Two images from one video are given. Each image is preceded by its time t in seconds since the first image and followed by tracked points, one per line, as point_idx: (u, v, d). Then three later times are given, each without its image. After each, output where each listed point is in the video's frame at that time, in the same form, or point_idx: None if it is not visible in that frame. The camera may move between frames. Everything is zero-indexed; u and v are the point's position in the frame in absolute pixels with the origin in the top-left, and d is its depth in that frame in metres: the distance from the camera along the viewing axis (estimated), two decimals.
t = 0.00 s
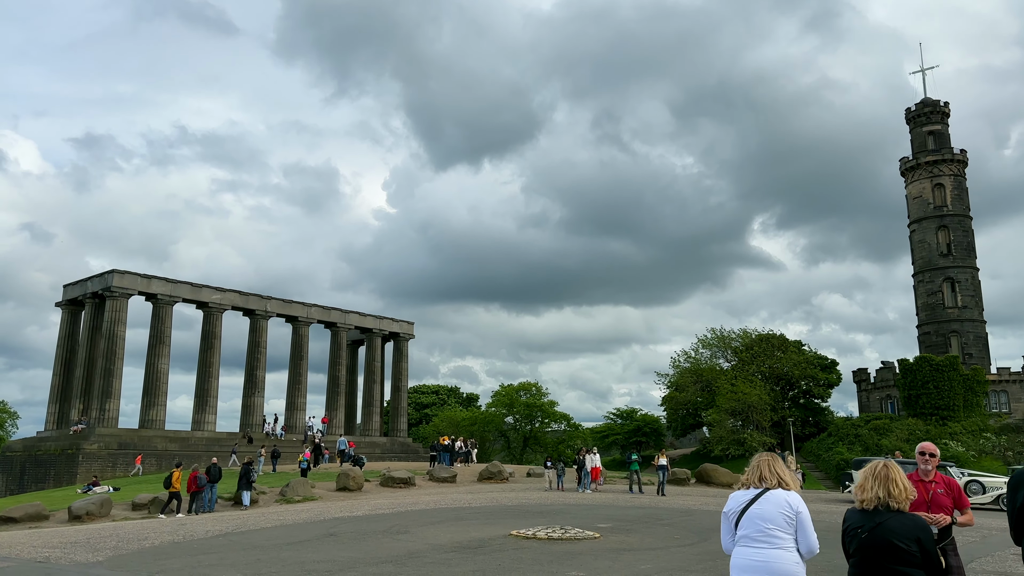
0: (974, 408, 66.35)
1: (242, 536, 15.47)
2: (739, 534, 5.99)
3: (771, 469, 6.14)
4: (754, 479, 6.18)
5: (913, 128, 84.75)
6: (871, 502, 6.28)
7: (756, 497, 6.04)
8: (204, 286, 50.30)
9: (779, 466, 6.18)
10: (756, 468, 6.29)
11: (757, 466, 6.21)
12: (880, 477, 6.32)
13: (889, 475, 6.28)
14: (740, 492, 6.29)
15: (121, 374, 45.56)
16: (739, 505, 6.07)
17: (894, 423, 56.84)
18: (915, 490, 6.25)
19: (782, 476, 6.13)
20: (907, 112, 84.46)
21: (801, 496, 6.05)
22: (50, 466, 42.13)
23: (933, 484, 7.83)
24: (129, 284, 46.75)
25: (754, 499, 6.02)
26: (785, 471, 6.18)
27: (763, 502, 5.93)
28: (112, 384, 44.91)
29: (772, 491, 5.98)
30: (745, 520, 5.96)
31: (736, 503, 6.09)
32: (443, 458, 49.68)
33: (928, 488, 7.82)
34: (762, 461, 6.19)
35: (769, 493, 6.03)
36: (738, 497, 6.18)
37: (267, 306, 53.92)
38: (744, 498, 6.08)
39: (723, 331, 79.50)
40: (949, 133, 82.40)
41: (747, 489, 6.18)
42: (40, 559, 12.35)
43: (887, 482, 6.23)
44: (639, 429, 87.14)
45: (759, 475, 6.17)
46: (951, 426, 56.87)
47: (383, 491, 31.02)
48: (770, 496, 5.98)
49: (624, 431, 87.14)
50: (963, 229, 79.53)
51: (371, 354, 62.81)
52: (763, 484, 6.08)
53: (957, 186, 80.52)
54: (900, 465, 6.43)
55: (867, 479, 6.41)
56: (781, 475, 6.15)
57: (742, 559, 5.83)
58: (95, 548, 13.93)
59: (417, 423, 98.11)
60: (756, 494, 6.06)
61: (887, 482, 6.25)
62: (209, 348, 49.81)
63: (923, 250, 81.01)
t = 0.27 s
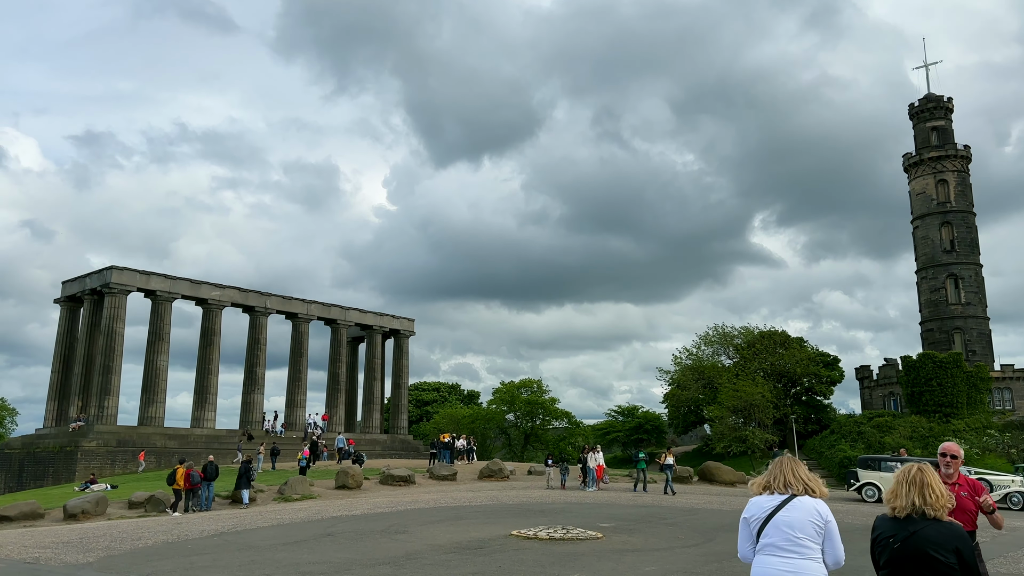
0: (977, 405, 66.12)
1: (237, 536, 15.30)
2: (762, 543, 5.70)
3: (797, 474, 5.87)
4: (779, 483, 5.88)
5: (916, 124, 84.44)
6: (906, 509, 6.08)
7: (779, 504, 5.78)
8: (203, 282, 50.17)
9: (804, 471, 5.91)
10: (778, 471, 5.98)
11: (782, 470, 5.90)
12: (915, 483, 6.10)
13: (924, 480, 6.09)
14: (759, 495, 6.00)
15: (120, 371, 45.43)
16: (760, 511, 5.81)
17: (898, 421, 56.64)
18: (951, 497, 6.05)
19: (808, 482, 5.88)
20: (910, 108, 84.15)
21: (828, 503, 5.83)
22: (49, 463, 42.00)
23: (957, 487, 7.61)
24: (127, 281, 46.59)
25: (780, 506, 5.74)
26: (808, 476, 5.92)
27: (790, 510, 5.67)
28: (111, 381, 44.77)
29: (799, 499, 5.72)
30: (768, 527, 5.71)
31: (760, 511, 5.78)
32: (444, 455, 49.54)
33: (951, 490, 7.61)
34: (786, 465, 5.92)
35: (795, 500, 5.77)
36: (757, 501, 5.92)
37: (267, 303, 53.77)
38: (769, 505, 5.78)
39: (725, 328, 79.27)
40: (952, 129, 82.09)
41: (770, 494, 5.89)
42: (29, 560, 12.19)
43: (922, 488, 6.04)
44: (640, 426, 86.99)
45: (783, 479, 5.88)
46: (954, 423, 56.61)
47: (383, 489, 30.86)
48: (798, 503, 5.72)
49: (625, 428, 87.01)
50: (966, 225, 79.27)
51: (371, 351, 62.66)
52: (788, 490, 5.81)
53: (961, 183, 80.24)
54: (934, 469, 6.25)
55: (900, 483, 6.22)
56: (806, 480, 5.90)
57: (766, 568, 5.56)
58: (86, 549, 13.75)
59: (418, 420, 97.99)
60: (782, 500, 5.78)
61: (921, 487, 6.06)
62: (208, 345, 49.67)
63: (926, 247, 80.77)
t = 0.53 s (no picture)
0: (980, 401, 66.00)
1: (232, 533, 15.15)
2: (788, 540, 5.36)
3: (828, 469, 5.50)
4: (809, 479, 5.53)
5: (919, 119, 84.19)
6: (948, 503, 5.84)
7: (808, 500, 5.41)
8: (203, 277, 50.01)
9: (835, 466, 5.55)
10: (810, 463, 5.62)
11: (814, 463, 5.52)
12: (959, 477, 5.89)
13: (968, 474, 5.88)
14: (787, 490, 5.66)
15: (119, 367, 45.31)
16: (788, 508, 5.45)
17: (900, 417, 56.55)
18: (997, 494, 5.83)
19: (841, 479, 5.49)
20: (913, 103, 83.88)
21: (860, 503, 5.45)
22: (48, 459, 41.88)
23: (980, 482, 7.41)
24: (126, 277, 46.44)
25: (808, 502, 5.38)
26: (840, 471, 5.55)
27: (820, 507, 5.30)
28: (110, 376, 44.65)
29: (830, 496, 5.35)
30: (797, 523, 5.35)
31: (787, 504, 5.43)
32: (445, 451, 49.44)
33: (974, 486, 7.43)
34: (817, 459, 5.55)
35: (825, 497, 5.40)
36: (783, 497, 5.56)
37: (267, 298, 53.64)
38: (797, 500, 5.42)
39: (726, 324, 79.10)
40: (955, 124, 81.83)
41: (798, 490, 5.54)
42: (20, 558, 12.04)
43: (967, 480, 5.83)
44: (641, 423, 86.93)
45: (814, 475, 5.51)
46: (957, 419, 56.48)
47: (383, 486, 30.76)
48: (830, 501, 5.34)
49: (626, 424, 86.96)
50: (969, 221, 79.06)
51: (371, 347, 62.53)
52: (817, 486, 5.45)
53: (964, 178, 80.01)
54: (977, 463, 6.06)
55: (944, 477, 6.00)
56: (838, 478, 5.50)
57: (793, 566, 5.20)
58: (78, 546, 13.58)
59: (418, 417, 97.96)
60: (810, 497, 5.42)
61: (966, 480, 5.85)
62: (208, 340, 49.54)
63: (929, 242, 80.60)
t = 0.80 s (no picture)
0: (983, 397, 65.83)
1: (229, 531, 14.99)
2: (818, 541, 5.16)
3: (859, 467, 5.26)
4: (840, 478, 5.30)
5: (922, 114, 83.92)
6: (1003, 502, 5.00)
7: (840, 500, 5.19)
8: (202, 273, 49.83)
9: (868, 464, 5.30)
10: (840, 461, 5.37)
11: (846, 463, 5.28)
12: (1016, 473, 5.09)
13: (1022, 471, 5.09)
14: (815, 488, 5.44)
15: (119, 363, 45.17)
16: (819, 508, 5.22)
17: (903, 413, 56.41)
18: None
19: (874, 478, 5.25)
20: (916, 98, 83.61)
21: (894, 503, 5.26)
22: (47, 455, 41.76)
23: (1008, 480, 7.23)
24: (125, 273, 46.26)
25: (838, 501, 5.17)
26: (873, 469, 5.30)
27: (852, 507, 5.09)
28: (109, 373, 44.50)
29: (864, 497, 5.13)
30: (827, 524, 5.14)
31: (816, 504, 5.22)
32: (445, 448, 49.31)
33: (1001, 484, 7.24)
34: (849, 458, 5.32)
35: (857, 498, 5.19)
36: (812, 495, 5.35)
37: (267, 294, 53.47)
38: (827, 499, 5.22)
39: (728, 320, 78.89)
40: (958, 119, 81.55)
41: (827, 489, 5.32)
42: (11, 557, 11.88)
43: None
44: (642, 420, 86.83)
45: (846, 474, 5.28)
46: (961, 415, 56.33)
47: (383, 483, 30.64)
48: (863, 501, 5.12)
49: (627, 421, 86.87)
50: (972, 216, 78.85)
51: (372, 343, 62.38)
52: (849, 486, 5.22)
53: (967, 173, 79.79)
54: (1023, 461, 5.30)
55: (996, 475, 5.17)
56: (872, 477, 5.26)
57: (824, 569, 5.00)
58: (70, 545, 13.41)
59: (418, 413, 97.87)
60: (841, 497, 5.20)
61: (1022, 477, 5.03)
62: (207, 337, 49.40)
63: (932, 238, 80.39)
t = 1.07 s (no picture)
0: (986, 394, 65.66)
1: (223, 528, 14.85)
2: (840, 538, 5.01)
3: (882, 462, 5.11)
4: (862, 473, 5.15)
5: (925, 109, 83.68)
6: None
7: (861, 496, 5.05)
8: (200, 269, 49.70)
9: (892, 457, 5.13)
10: (861, 455, 5.23)
11: (869, 458, 5.14)
12: None
13: None
14: (837, 484, 5.29)
15: (117, 359, 45.07)
16: (840, 503, 5.08)
17: (904, 410, 56.27)
18: None
19: (897, 471, 5.10)
20: (918, 93, 83.34)
21: (918, 496, 5.13)
22: (45, 451, 41.65)
23: None
24: (123, 268, 46.09)
25: (861, 497, 5.02)
26: (896, 463, 5.15)
27: (875, 502, 4.96)
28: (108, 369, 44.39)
29: (888, 493, 4.98)
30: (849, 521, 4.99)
31: (838, 500, 5.07)
32: (445, 444, 49.14)
33: None
34: (870, 452, 5.18)
35: (880, 493, 5.05)
36: (832, 493, 5.20)
37: (266, 290, 53.33)
38: (848, 494, 5.08)
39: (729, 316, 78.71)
40: (961, 114, 81.28)
41: (849, 484, 5.18)
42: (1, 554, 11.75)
43: None
44: (642, 416, 86.80)
45: (868, 470, 5.13)
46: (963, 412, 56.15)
47: (381, 479, 30.55)
48: (886, 496, 4.99)
49: (628, 417, 86.77)
50: (975, 212, 78.64)
51: (372, 339, 62.26)
52: (872, 482, 5.07)
53: (970, 168, 79.55)
54: None
55: None
56: (895, 472, 5.12)
57: (848, 567, 4.86)
58: (60, 542, 13.27)
59: (418, 410, 97.84)
60: (863, 492, 5.06)
61: None
62: (206, 333, 49.27)
63: (934, 234, 80.23)
